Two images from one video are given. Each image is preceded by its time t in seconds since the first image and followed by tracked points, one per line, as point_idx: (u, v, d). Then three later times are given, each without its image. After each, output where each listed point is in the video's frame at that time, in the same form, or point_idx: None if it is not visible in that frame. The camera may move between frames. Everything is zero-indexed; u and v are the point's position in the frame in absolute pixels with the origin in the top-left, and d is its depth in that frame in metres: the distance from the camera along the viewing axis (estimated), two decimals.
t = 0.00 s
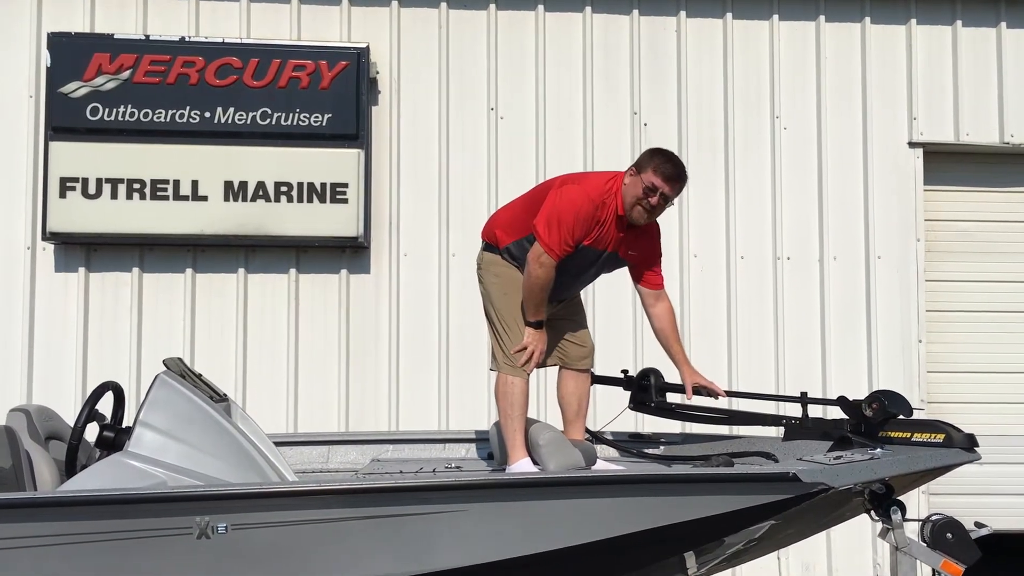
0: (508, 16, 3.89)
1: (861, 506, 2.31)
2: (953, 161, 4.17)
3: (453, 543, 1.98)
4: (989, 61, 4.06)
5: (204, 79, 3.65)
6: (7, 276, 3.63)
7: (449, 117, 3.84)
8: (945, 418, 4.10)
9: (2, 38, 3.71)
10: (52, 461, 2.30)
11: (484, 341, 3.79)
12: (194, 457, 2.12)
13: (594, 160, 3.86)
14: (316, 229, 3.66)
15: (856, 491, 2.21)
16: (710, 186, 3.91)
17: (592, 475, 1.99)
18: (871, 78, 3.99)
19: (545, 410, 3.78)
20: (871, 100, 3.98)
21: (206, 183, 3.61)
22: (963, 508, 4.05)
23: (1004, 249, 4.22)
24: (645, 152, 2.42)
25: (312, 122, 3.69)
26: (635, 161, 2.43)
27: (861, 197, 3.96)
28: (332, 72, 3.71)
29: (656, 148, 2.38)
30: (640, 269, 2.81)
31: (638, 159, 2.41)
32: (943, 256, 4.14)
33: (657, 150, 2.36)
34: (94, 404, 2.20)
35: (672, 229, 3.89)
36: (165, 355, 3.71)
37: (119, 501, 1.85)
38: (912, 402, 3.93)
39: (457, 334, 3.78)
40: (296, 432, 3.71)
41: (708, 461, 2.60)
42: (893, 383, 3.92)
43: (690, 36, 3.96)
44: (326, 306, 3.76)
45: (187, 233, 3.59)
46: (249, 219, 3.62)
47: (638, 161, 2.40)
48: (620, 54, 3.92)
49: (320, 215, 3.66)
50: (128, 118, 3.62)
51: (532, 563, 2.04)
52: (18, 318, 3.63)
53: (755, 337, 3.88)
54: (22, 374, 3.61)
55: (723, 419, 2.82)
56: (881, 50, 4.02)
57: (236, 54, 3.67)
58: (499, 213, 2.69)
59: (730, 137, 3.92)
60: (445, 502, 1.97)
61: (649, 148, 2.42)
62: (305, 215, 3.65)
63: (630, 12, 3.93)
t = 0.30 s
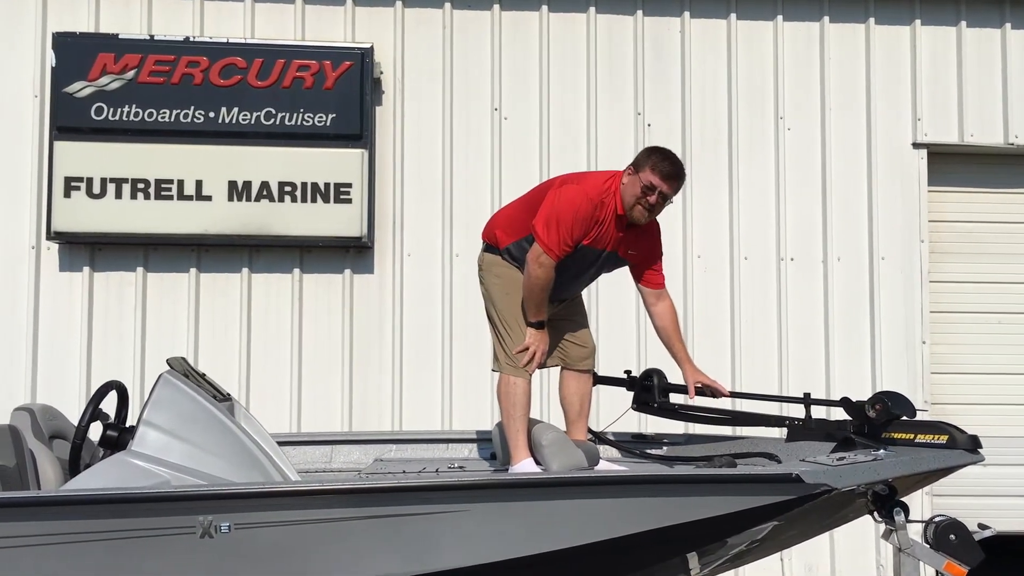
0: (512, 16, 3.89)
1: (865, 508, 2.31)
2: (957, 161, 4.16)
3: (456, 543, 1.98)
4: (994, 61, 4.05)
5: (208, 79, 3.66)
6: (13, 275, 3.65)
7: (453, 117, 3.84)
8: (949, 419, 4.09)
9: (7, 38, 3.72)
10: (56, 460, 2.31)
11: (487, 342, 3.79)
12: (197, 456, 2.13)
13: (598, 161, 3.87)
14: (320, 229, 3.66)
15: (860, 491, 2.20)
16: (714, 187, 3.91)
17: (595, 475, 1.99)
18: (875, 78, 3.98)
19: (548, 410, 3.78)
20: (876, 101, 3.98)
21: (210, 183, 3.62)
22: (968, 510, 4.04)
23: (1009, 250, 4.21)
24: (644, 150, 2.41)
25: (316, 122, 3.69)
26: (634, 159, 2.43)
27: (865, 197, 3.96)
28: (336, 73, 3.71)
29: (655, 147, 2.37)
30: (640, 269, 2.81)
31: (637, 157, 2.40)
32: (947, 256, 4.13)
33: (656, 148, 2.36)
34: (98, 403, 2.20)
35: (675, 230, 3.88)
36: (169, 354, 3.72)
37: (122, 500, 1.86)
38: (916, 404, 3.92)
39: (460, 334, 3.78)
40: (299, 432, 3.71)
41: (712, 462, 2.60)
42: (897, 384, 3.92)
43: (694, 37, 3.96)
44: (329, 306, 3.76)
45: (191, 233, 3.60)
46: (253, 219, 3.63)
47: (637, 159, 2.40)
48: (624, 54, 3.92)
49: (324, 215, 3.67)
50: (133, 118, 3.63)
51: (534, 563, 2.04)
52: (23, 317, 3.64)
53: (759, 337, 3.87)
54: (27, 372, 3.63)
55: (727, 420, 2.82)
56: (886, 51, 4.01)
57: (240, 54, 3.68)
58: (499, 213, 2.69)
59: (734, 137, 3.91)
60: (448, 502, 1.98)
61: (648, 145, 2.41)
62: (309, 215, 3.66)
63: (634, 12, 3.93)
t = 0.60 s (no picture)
0: (513, 15, 3.89)
1: (867, 506, 2.31)
2: (960, 160, 4.15)
3: (457, 541, 1.98)
4: (996, 60, 4.04)
5: (210, 77, 3.66)
6: (15, 273, 3.66)
7: (454, 116, 3.84)
8: (951, 418, 4.09)
9: (9, 37, 3.73)
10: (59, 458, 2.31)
11: (488, 341, 3.79)
12: (199, 455, 2.13)
13: (599, 160, 3.86)
14: (322, 228, 3.67)
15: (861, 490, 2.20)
16: (716, 186, 3.90)
17: (597, 474, 1.99)
18: (877, 77, 3.98)
19: (550, 408, 3.78)
20: (878, 100, 3.97)
21: (211, 181, 3.62)
22: (970, 509, 4.04)
23: (1011, 248, 4.20)
24: (650, 159, 2.36)
25: (317, 120, 3.69)
26: (639, 168, 2.38)
27: (867, 196, 3.95)
28: (338, 71, 3.71)
29: (664, 160, 2.34)
30: (641, 267, 2.81)
31: (645, 168, 2.35)
32: (949, 255, 4.13)
33: (669, 164, 2.33)
34: (100, 401, 2.21)
35: (677, 229, 3.88)
36: (171, 352, 3.72)
37: (124, 498, 1.86)
38: (918, 403, 3.91)
39: (462, 333, 3.78)
40: (301, 430, 3.71)
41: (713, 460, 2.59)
42: (898, 383, 3.91)
43: (696, 35, 3.95)
44: (331, 304, 3.76)
45: (193, 231, 3.60)
46: (255, 217, 3.63)
47: (645, 172, 2.36)
48: (626, 53, 3.91)
49: (326, 213, 3.67)
50: (135, 116, 3.63)
51: (536, 562, 2.04)
52: (26, 316, 3.65)
53: (760, 336, 3.87)
54: (29, 370, 3.63)
55: (728, 419, 2.82)
56: (888, 50, 4.00)
57: (241, 53, 3.68)
58: (498, 212, 2.70)
59: (735, 136, 3.91)
60: (450, 500, 1.98)
61: (653, 153, 2.37)
62: (311, 213, 3.66)
63: (636, 11, 3.93)
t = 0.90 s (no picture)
0: (512, 11, 3.88)
1: (866, 503, 2.30)
2: (960, 156, 4.14)
3: (456, 538, 1.98)
4: (995, 55, 4.03)
5: (208, 74, 3.65)
6: (13, 271, 3.65)
7: (453, 113, 3.83)
8: (950, 414, 4.09)
9: (6, 34, 3.71)
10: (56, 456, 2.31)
11: (488, 338, 3.79)
12: (197, 452, 2.13)
13: (599, 156, 3.86)
14: (320, 225, 3.66)
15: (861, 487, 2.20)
16: (715, 182, 3.90)
17: (596, 471, 1.99)
18: (876, 73, 3.97)
19: (549, 405, 3.78)
20: (877, 96, 3.96)
21: (210, 178, 3.61)
22: (969, 505, 4.04)
23: (1010, 244, 4.20)
24: (651, 160, 2.35)
25: (316, 117, 3.68)
26: (641, 170, 2.36)
27: (866, 192, 3.94)
28: (336, 68, 3.70)
29: (666, 161, 2.34)
30: (639, 264, 2.80)
31: (647, 169, 2.34)
32: (949, 251, 4.12)
33: (671, 166, 2.33)
34: (98, 399, 2.20)
35: (676, 225, 3.88)
36: (170, 350, 3.72)
37: (123, 496, 1.86)
38: (917, 399, 3.91)
39: (461, 330, 3.78)
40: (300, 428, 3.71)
41: (713, 456, 2.59)
42: (898, 379, 3.91)
43: (695, 32, 3.94)
44: (330, 302, 3.76)
45: (192, 228, 3.59)
46: (253, 214, 3.62)
47: (647, 173, 2.35)
48: (625, 50, 3.90)
49: (324, 210, 3.66)
50: (132, 113, 3.62)
51: (535, 559, 2.04)
52: (24, 313, 3.64)
53: (760, 333, 3.87)
54: (28, 368, 3.63)
55: (728, 416, 2.82)
56: (888, 45, 4.00)
57: (240, 49, 3.67)
58: (496, 208, 2.69)
59: (734, 132, 3.90)
60: (449, 497, 1.97)
61: (654, 154, 2.36)
62: (309, 210, 3.65)
63: (635, 7, 3.92)
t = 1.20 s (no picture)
0: (511, 7, 3.87)
1: (864, 499, 2.30)
2: (959, 153, 4.14)
3: (455, 536, 1.98)
4: (993, 52, 4.03)
5: (206, 71, 3.65)
6: (11, 268, 3.64)
7: (452, 111, 3.83)
8: (949, 411, 4.09)
9: (4, 31, 3.71)
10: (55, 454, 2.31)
11: (487, 335, 3.78)
12: (196, 450, 2.13)
13: (598, 153, 3.85)
14: (319, 222, 3.66)
15: (859, 484, 2.20)
16: (714, 179, 3.90)
17: (595, 468, 1.99)
18: (875, 70, 3.96)
19: (548, 403, 3.78)
20: (877, 92, 3.96)
21: (208, 175, 3.61)
22: (969, 502, 4.04)
23: (1008, 241, 4.20)
24: (648, 153, 2.36)
25: (314, 114, 3.68)
26: (638, 162, 2.38)
27: (865, 189, 3.95)
28: (335, 65, 3.70)
29: (664, 154, 2.34)
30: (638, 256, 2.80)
31: (644, 162, 2.35)
32: (949, 248, 4.12)
33: (669, 159, 2.34)
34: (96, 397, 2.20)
35: (674, 223, 3.88)
36: (169, 348, 3.71)
37: (121, 494, 1.86)
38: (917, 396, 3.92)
39: (460, 327, 3.78)
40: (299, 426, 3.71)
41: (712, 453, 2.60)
42: (897, 376, 3.92)
43: (694, 29, 3.94)
44: (329, 299, 3.76)
45: (190, 226, 3.59)
46: (252, 211, 3.62)
47: (645, 166, 2.35)
48: (624, 46, 3.90)
49: (323, 208, 3.66)
50: (131, 110, 3.61)
51: (534, 556, 2.04)
52: (22, 312, 3.64)
53: (759, 330, 3.87)
54: (27, 366, 3.63)
55: (727, 412, 2.82)
56: (887, 42, 3.99)
57: (238, 46, 3.66)
58: (495, 204, 2.69)
59: (733, 129, 3.90)
60: (448, 494, 1.98)
61: (651, 147, 2.37)
62: (308, 208, 3.65)
63: (634, 4, 3.91)
